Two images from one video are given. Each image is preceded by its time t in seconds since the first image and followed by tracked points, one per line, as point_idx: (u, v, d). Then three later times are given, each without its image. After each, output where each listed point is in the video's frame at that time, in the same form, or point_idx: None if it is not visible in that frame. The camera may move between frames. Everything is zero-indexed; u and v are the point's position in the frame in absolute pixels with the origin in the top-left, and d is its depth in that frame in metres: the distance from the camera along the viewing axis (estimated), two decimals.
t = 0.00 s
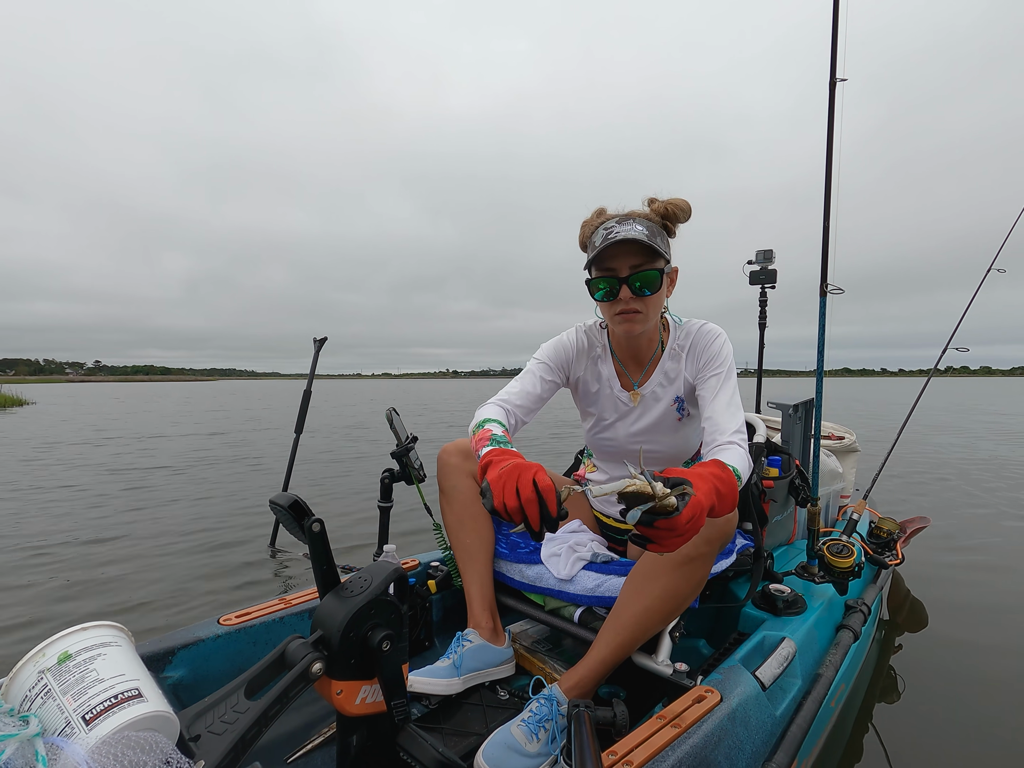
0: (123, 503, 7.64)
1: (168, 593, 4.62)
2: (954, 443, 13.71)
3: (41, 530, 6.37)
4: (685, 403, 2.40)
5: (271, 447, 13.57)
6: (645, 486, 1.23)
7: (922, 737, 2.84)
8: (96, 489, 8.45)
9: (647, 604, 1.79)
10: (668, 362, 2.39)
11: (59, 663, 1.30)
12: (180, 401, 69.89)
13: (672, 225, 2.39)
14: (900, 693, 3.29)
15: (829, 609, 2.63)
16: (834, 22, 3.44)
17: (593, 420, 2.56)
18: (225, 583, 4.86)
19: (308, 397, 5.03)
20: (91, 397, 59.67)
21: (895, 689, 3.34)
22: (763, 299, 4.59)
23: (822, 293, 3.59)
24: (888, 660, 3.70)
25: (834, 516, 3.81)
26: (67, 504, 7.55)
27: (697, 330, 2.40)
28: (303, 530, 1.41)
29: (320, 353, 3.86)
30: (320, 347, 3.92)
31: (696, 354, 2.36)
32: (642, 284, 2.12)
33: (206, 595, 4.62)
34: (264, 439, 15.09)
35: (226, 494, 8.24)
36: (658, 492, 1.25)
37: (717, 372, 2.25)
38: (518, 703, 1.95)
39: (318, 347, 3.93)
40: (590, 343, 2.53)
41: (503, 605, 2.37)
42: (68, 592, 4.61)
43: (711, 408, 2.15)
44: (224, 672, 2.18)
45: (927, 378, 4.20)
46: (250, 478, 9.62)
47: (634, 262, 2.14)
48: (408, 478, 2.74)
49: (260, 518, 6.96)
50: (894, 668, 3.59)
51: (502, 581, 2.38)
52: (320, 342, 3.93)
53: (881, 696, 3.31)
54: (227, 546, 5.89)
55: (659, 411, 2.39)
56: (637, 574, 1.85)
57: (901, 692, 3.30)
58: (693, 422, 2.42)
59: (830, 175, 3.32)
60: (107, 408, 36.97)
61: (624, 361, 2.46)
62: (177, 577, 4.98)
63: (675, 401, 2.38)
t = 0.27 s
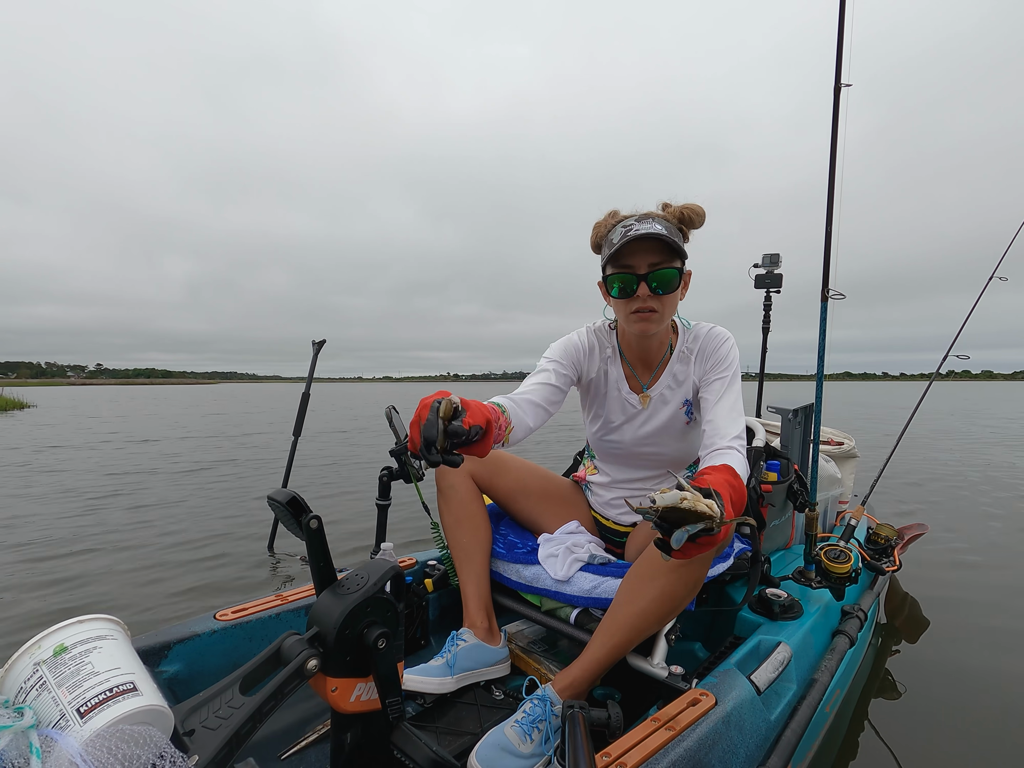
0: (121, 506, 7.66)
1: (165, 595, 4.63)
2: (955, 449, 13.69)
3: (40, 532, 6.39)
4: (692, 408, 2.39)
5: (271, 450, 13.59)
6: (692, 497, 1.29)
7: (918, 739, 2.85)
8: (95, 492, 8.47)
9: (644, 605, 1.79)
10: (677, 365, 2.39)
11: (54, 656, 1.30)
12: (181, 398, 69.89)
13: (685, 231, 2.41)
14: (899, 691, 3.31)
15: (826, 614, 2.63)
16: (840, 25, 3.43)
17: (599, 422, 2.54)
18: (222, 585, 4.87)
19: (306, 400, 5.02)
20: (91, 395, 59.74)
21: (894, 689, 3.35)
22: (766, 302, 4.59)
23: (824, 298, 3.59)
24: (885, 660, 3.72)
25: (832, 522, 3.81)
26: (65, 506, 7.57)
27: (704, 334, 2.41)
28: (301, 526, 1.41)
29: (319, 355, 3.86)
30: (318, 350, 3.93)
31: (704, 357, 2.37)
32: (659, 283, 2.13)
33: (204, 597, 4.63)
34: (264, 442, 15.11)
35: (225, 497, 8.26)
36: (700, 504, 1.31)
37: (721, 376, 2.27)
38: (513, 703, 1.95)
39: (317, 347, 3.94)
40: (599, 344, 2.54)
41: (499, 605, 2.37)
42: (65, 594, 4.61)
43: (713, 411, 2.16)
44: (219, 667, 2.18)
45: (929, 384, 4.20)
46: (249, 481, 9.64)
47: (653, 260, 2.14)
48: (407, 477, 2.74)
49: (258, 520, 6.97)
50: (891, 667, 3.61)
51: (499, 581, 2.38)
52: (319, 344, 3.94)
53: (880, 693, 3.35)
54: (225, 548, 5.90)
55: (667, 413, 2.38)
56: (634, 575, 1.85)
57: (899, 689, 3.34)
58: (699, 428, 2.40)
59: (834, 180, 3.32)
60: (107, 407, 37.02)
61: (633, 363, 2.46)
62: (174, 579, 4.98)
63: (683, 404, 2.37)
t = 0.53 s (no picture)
0: (120, 506, 7.67)
1: (163, 595, 4.64)
2: (954, 453, 13.70)
3: (38, 533, 6.40)
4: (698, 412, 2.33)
5: (270, 451, 13.60)
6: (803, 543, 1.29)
7: (912, 741, 2.86)
8: (94, 493, 8.49)
9: (643, 610, 1.79)
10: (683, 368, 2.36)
11: (51, 650, 1.30)
12: (180, 395, 69.94)
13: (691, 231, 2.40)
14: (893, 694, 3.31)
15: (823, 617, 2.63)
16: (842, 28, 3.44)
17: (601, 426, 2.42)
18: (219, 587, 4.87)
19: (303, 401, 5.02)
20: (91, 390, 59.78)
21: (888, 693, 3.35)
22: (767, 305, 4.59)
23: (824, 301, 3.59)
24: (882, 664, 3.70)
25: (830, 524, 3.82)
26: (64, 507, 7.58)
27: (709, 337, 2.40)
28: (299, 523, 1.41)
29: (317, 356, 3.86)
30: (316, 350, 3.94)
31: (708, 361, 2.35)
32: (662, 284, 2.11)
33: (201, 599, 4.63)
34: (263, 443, 15.13)
35: (224, 498, 8.27)
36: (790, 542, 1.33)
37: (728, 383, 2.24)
38: (509, 702, 1.95)
39: (313, 350, 3.94)
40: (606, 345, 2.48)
41: (497, 605, 2.37)
42: (63, 595, 4.62)
43: (711, 415, 2.15)
44: (217, 663, 2.18)
45: (928, 388, 4.20)
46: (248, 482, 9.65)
47: (656, 260, 2.12)
48: (406, 476, 2.74)
49: (256, 521, 6.98)
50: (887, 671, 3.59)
51: (497, 580, 2.38)
52: (316, 344, 3.94)
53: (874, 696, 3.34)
54: (222, 549, 5.90)
55: (674, 417, 2.31)
56: (635, 578, 1.84)
57: (895, 695, 3.31)
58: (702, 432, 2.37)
59: (835, 182, 3.32)
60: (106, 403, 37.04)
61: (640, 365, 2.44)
62: (172, 580, 4.99)
63: (690, 409, 2.32)
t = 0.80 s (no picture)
0: (120, 508, 7.66)
1: (162, 597, 4.64)
2: (955, 455, 13.69)
3: (38, 534, 6.40)
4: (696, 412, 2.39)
5: (270, 452, 13.60)
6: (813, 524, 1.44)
7: (911, 743, 2.85)
8: (94, 495, 8.50)
9: (639, 609, 1.79)
10: (682, 368, 2.39)
11: (50, 648, 1.30)
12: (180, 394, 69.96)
13: (694, 227, 2.39)
14: (896, 703, 3.27)
15: (822, 619, 2.63)
16: (845, 30, 3.44)
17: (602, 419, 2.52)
18: (219, 590, 4.87)
19: (303, 402, 5.02)
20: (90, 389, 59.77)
21: (889, 695, 3.37)
22: (767, 307, 4.59)
23: (825, 302, 3.59)
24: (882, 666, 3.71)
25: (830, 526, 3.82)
26: (64, 509, 7.58)
27: (712, 339, 2.41)
28: (298, 522, 1.41)
29: (316, 356, 3.86)
30: (316, 350, 3.94)
31: (710, 362, 2.37)
32: (646, 284, 2.12)
33: (201, 601, 4.64)
34: (263, 443, 15.12)
35: (224, 499, 8.28)
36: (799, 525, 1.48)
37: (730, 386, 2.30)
38: (508, 703, 1.95)
39: (314, 349, 3.95)
40: (605, 340, 2.53)
41: (496, 605, 2.37)
42: (63, 597, 4.62)
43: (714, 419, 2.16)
44: (215, 662, 2.18)
45: (929, 390, 4.19)
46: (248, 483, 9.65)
47: (639, 261, 2.15)
48: (406, 476, 2.74)
49: (256, 522, 6.98)
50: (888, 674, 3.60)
51: (496, 581, 2.38)
52: (316, 345, 3.95)
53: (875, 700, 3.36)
54: (222, 550, 5.90)
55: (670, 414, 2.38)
56: (630, 579, 1.85)
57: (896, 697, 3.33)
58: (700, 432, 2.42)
59: (838, 184, 3.32)
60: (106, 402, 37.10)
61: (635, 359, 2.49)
62: (172, 581, 4.99)
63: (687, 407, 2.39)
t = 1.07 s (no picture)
0: (121, 502, 7.66)
1: (164, 592, 4.64)
2: (953, 451, 13.72)
3: (39, 528, 6.39)
4: (690, 407, 2.38)
5: (270, 448, 13.60)
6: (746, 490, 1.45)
7: (913, 743, 2.86)
8: (95, 489, 8.50)
9: (635, 605, 1.80)
10: (678, 365, 2.39)
11: (53, 652, 1.30)
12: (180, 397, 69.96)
13: (691, 228, 2.41)
14: (894, 698, 3.30)
15: (824, 617, 2.63)
16: (843, 25, 3.43)
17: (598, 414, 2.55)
18: (220, 583, 4.87)
19: (303, 398, 5.02)
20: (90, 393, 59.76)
21: (891, 694, 3.36)
22: (766, 304, 4.59)
23: (824, 300, 3.59)
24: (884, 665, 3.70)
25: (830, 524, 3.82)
26: (65, 503, 7.58)
27: (710, 338, 2.40)
28: (299, 525, 1.41)
29: (316, 355, 3.86)
30: (316, 349, 3.95)
31: (705, 360, 2.36)
32: (663, 278, 2.15)
33: (202, 594, 4.64)
34: (263, 442, 15.12)
35: (224, 495, 8.28)
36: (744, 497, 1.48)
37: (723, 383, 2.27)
38: (511, 703, 1.95)
39: (314, 348, 3.94)
40: (601, 339, 2.57)
41: (498, 605, 2.37)
42: (65, 589, 4.62)
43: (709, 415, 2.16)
44: (218, 665, 2.18)
45: (928, 387, 4.19)
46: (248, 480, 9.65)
47: (657, 254, 2.15)
48: (407, 477, 2.74)
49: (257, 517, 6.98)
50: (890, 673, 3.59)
51: (499, 581, 2.38)
52: (316, 344, 3.95)
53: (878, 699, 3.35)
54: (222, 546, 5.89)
55: (663, 411, 2.37)
56: (624, 576, 1.85)
57: (897, 697, 3.32)
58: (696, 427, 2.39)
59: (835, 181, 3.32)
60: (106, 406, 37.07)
61: (633, 356, 2.47)
62: (173, 576, 4.99)
63: (681, 404, 2.37)
